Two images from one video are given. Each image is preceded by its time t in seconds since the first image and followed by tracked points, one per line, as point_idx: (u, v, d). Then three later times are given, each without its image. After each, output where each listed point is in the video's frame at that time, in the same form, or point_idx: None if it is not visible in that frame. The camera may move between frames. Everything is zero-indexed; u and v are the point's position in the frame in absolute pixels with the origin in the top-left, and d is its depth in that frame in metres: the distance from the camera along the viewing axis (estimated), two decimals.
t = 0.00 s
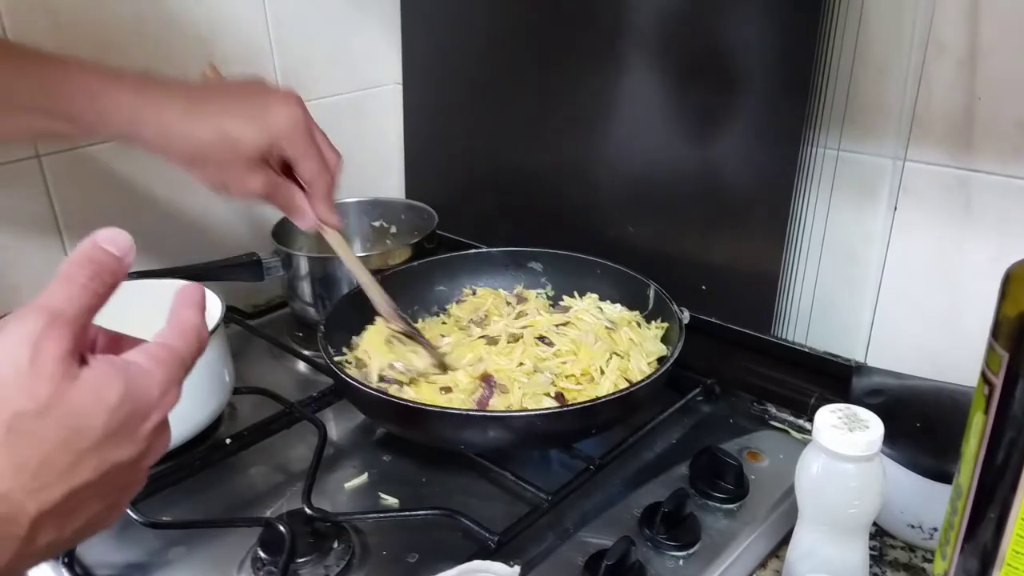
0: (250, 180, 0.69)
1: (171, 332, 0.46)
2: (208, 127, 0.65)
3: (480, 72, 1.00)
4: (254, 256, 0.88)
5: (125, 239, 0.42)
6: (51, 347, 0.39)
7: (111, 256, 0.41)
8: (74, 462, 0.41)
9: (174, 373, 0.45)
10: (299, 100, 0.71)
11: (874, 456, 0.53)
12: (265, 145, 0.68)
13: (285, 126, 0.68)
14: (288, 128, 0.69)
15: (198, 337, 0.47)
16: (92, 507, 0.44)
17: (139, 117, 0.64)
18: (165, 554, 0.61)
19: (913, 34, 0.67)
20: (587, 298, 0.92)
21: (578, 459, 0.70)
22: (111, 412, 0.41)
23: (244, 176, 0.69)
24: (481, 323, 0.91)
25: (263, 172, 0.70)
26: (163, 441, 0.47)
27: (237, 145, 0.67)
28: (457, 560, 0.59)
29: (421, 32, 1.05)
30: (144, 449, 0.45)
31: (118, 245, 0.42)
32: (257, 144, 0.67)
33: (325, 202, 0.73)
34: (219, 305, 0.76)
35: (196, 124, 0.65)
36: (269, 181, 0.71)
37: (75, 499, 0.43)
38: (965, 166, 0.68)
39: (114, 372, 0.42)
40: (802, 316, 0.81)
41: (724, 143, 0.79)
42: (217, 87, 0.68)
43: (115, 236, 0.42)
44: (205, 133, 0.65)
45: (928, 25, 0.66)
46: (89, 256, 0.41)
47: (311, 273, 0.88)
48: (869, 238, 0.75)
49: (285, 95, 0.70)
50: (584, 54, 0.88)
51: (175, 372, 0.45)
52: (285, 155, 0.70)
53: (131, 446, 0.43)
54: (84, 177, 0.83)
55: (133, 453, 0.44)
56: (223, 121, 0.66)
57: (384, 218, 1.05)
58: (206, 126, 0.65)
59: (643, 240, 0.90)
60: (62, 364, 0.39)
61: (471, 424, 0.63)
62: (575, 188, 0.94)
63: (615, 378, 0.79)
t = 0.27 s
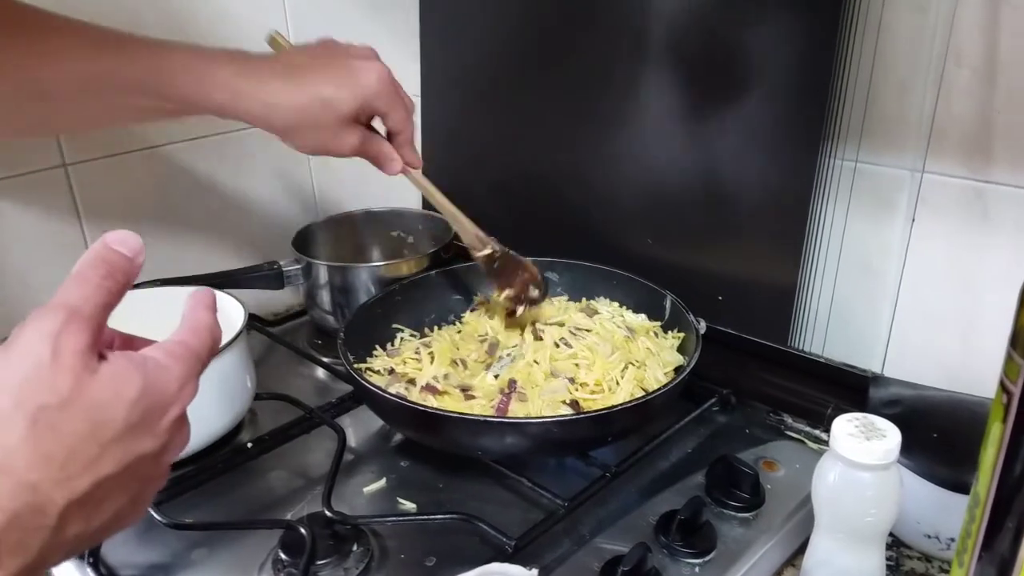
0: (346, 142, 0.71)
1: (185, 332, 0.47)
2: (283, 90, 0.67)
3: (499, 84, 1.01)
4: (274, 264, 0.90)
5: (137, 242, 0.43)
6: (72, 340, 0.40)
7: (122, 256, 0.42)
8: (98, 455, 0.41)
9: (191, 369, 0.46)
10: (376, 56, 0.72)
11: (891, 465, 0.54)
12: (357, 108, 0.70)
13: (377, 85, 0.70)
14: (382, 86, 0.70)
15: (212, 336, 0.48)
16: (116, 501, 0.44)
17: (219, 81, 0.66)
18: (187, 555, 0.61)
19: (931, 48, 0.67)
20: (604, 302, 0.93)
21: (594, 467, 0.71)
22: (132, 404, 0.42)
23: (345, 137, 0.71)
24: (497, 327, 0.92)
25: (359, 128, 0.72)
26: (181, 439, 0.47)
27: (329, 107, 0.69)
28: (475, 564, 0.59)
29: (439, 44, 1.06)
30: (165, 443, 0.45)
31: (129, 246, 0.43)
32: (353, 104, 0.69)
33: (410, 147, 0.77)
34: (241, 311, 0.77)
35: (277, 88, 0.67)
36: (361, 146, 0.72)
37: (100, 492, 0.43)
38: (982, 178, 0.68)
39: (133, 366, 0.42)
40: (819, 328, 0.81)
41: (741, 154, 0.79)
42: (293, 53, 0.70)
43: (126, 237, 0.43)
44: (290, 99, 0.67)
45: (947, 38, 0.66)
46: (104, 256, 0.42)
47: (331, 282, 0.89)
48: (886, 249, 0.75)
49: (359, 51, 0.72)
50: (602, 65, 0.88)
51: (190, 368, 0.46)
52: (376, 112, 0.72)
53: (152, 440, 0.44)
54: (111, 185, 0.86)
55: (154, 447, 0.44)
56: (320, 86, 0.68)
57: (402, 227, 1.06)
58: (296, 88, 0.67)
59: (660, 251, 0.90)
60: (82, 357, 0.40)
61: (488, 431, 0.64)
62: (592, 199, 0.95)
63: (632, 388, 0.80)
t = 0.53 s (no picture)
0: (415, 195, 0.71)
1: (179, 338, 0.45)
2: (368, 144, 0.65)
3: (514, 88, 1.01)
4: (288, 266, 0.89)
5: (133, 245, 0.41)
6: (56, 349, 0.38)
7: (118, 262, 0.40)
8: (84, 465, 0.39)
9: (183, 375, 0.44)
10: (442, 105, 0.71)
11: (905, 469, 0.53)
12: (435, 165, 0.68)
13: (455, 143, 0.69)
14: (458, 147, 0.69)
15: (208, 343, 0.46)
16: (103, 514, 0.42)
17: (297, 132, 0.64)
18: (199, 555, 0.61)
19: (950, 52, 0.67)
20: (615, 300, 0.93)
21: (607, 470, 0.70)
22: (120, 413, 0.40)
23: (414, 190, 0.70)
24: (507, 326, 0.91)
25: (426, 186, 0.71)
26: (174, 447, 0.46)
27: (410, 163, 0.67)
28: (487, 566, 0.59)
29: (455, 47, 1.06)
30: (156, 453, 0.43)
31: (125, 250, 0.41)
32: (432, 164, 0.68)
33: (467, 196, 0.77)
34: (254, 311, 0.78)
35: (373, 146, 0.65)
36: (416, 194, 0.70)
37: (85, 504, 0.41)
38: (1000, 182, 0.67)
39: (121, 375, 0.41)
40: (833, 332, 0.81)
41: (755, 158, 0.79)
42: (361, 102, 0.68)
43: (122, 241, 0.41)
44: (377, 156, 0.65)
45: (966, 42, 0.66)
46: (97, 262, 0.40)
47: (344, 284, 0.89)
48: (902, 254, 0.75)
49: (435, 108, 0.70)
50: (617, 69, 0.89)
51: (183, 376, 0.44)
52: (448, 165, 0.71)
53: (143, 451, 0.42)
54: (127, 187, 0.86)
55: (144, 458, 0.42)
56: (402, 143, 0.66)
57: (415, 229, 1.06)
58: (387, 145, 0.65)
59: (673, 254, 0.90)
60: (69, 365, 0.38)
61: (500, 433, 0.64)
62: (605, 202, 0.95)
63: (645, 391, 0.79)
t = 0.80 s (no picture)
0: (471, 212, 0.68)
1: (151, 352, 0.43)
2: (426, 156, 0.63)
3: (517, 87, 1.01)
4: (290, 266, 0.89)
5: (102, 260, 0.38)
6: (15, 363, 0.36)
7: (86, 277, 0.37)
8: (47, 481, 0.37)
9: (153, 390, 0.42)
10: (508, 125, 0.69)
11: (908, 467, 0.53)
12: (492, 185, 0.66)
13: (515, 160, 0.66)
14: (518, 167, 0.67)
15: (182, 355, 0.44)
16: (70, 531, 0.40)
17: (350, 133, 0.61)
18: (201, 557, 0.61)
19: (951, 50, 0.67)
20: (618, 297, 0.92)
21: (609, 469, 0.70)
22: (83, 427, 0.38)
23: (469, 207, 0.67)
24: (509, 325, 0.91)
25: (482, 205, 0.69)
26: (148, 463, 0.43)
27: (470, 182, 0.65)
28: (489, 567, 0.59)
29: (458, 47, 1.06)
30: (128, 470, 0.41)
31: (93, 263, 0.37)
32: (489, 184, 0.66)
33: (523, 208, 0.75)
34: (255, 310, 0.78)
35: (427, 150, 0.63)
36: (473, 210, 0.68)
37: (48, 521, 0.38)
38: (1002, 179, 0.67)
39: (85, 389, 0.38)
40: (836, 331, 0.81)
41: (757, 156, 0.79)
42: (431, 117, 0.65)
43: (90, 254, 0.38)
44: (433, 170, 0.63)
45: (968, 39, 0.66)
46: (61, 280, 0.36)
47: (346, 284, 0.89)
48: (904, 251, 0.74)
49: (499, 125, 0.69)
50: (619, 68, 0.88)
51: (151, 389, 0.42)
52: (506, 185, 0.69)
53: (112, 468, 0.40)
54: (129, 186, 0.86)
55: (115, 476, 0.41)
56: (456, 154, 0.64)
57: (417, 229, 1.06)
58: (445, 159, 0.63)
59: (676, 253, 0.90)
60: (31, 378, 0.36)
61: (503, 433, 0.64)
62: (608, 201, 0.95)
63: (647, 389, 0.79)
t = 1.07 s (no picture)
0: (494, 203, 0.67)
1: (130, 361, 0.42)
2: (460, 151, 0.60)
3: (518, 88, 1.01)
4: (291, 267, 0.89)
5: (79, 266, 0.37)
6: None
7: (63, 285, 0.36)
8: (22, 490, 0.37)
9: (133, 399, 0.42)
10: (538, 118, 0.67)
11: (911, 471, 0.53)
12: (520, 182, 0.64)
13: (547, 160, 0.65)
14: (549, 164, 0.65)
15: (163, 364, 0.44)
16: (50, 538, 0.40)
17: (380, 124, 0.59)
18: (202, 558, 0.61)
19: (954, 52, 0.67)
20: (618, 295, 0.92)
21: (611, 471, 0.70)
22: (60, 438, 0.37)
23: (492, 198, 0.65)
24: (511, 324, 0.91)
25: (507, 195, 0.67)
26: (129, 470, 0.43)
27: (496, 175, 0.63)
28: (491, 569, 0.59)
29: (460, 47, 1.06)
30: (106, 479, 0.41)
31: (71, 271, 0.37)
32: (518, 178, 0.64)
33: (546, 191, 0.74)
34: (256, 311, 0.78)
35: (449, 127, 0.60)
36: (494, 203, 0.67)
37: (27, 531, 0.38)
38: (1005, 182, 0.67)
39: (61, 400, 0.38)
40: (838, 333, 0.81)
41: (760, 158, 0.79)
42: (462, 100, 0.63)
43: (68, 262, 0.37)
44: (481, 158, 0.61)
45: (970, 41, 0.65)
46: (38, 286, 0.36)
47: (347, 285, 0.89)
48: (907, 253, 0.74)
49: (532, 121, 0.66)
50: (621, 68, 0.88)
51: (129, 400, 0.42)
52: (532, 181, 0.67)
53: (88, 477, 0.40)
54: (131, 187, 0.86)
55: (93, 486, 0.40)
56: (495, 159, 0.62)
57: (419, 230, 1.06)
58: (479, 153, 0.61)
59: (677, 255, 0.90)
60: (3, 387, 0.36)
61: (505, 435, 0.64)
62: (610, 202, 0.95)
63: (650, 391, 0.79)
